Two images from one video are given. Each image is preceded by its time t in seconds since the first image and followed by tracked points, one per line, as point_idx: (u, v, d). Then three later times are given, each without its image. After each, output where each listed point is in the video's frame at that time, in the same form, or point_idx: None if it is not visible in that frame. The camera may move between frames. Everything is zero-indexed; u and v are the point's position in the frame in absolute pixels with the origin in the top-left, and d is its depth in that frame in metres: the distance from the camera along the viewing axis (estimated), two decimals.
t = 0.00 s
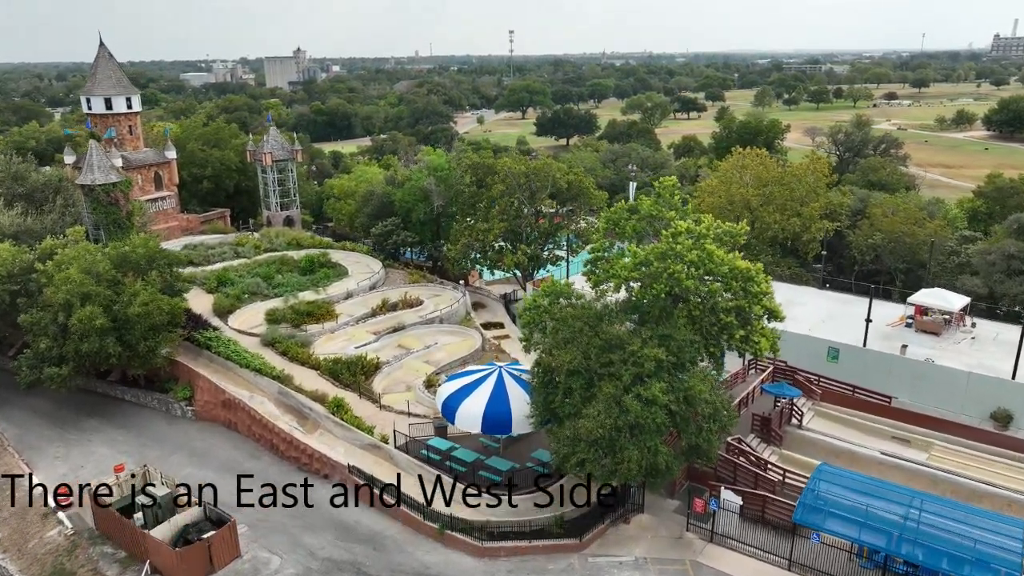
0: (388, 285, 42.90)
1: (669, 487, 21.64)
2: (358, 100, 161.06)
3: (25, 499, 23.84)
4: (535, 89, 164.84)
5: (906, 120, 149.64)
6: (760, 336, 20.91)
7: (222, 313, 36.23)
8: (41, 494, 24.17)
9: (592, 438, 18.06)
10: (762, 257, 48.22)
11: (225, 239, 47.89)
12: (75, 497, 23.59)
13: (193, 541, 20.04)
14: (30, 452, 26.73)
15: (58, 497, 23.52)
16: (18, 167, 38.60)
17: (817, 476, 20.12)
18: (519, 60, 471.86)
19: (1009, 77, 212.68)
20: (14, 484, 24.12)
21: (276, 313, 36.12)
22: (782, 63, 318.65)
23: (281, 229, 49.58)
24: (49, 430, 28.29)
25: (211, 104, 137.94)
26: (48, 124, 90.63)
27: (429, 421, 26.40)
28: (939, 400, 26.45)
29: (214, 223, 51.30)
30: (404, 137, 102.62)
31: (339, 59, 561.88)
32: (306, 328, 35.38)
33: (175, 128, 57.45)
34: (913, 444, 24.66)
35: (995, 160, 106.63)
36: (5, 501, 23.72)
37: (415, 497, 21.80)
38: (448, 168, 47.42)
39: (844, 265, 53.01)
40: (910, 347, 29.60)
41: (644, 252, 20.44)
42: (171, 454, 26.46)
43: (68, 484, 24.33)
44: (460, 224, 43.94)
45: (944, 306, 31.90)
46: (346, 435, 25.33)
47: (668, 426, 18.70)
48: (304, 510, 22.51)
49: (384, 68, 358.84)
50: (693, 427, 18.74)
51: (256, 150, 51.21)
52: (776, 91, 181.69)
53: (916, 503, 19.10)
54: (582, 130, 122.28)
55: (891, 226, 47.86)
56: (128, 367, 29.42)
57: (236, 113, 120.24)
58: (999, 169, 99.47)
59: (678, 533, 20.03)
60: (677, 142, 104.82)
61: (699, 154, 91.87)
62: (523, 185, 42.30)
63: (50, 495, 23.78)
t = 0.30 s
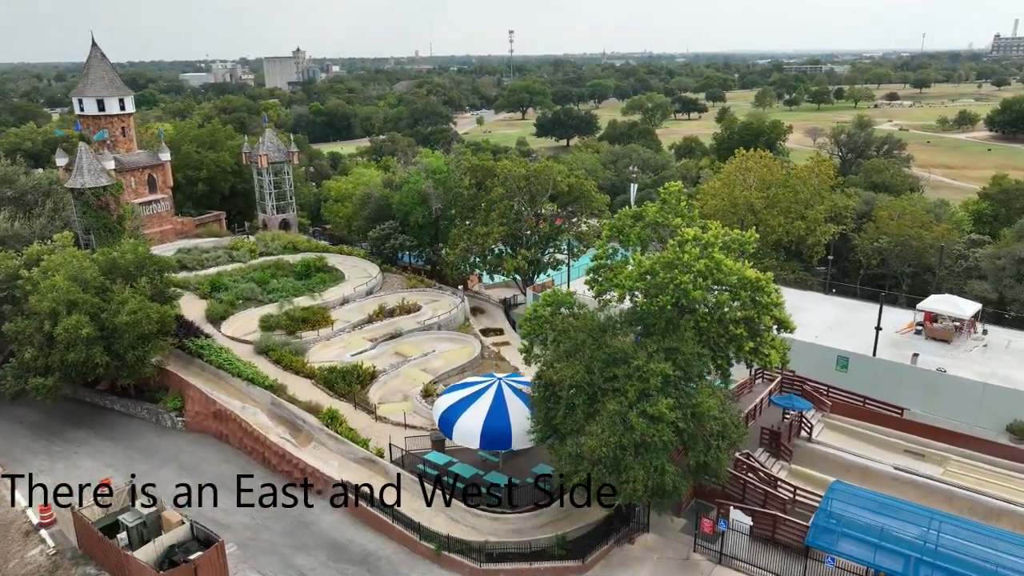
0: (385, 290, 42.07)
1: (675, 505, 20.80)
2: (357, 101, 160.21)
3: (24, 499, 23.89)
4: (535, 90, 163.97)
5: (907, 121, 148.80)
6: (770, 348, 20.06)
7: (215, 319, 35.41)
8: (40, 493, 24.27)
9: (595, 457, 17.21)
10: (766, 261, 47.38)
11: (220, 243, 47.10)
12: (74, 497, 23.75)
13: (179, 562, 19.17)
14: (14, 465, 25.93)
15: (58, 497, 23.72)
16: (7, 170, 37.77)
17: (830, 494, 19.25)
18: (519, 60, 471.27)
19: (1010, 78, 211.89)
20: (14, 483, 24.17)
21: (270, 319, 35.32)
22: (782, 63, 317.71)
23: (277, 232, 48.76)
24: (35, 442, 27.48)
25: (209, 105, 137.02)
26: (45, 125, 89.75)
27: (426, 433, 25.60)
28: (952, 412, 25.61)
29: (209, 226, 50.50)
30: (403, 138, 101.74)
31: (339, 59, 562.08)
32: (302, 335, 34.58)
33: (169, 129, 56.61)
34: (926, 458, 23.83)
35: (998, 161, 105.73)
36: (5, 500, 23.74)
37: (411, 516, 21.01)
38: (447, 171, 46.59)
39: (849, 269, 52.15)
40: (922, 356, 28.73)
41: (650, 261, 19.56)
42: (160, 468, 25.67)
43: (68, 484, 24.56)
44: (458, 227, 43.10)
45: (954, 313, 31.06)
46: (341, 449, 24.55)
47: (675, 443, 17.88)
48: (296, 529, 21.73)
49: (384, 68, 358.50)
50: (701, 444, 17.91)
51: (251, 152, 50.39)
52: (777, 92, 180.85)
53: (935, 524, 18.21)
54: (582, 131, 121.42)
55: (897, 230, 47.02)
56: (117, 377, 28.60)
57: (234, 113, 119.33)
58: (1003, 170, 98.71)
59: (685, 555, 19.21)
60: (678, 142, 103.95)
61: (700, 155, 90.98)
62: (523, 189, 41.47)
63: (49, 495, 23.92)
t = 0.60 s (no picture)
0: (382, 295, 41.16)
1: (682, 526, 19.91)
2: (357, 101, 159.31)
3: (24, 499, 23.90)
4: (535, 90, 163.11)
5: (908, 121, 147.88)
6: (781, 361, 19.16)
7: (207, 326, 34.55)
8: (40, 494, 24.26)
9: (599, 478, 16.35)
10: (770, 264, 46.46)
11: (214, 246, 46.25)
12: (75, 497, 23.82)
13: None
14: None
15: (58, 497, 23.78)
16: None
17: (845, 513, 18.29)
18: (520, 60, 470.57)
19: (1012, 78, 210.94)
20: (14, 485, 24.17)
21: (264, 325, 34.46)
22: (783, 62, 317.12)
23: (272, 235, 47.85)
24: (18, 453, 26.66)
25: (208, 105, 136.24)
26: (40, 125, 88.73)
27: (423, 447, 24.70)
28: (966, 424, 24.74)
29: (203, 229, 49.67)
30: (402, 138, 100.79)
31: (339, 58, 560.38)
32: (296, 342, 33.70)
33: (164, 130, 55.68)
34: (941, 472, 22.99)
35: (1001, 162, 104.75)
36: (5, 501, 23.77)
37: (406, 536, 20.15)
38: (445, 173, 45.69)
39: (855, 272, 51.20)
40: (934, 365, 27.84)
41: (655, 271, 18.67)
42: (147, 482, 24.82)
43: (68, 484, 24.55)
44: (457, 231, 42.21)
45: (967, 320, 30.14)
46: (334, 463, 23.70)
47: (683, 463, 16.98)
48: (286, 548, 20.89)
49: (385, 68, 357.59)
50: (710, 464, 17.03)
51: (246, 153, 49.54)
52: (778, 92, 180.00)
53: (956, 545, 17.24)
54: (582, 132, 120.44)
55: (904, 233, 46.09)
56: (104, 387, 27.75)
57: (232, 113, 118.43)
58: (1007, 171, 97.96)
59: None
60: (679, 143, 102.98)
61: (702, 156, 90.06)
62: (523, 191, 40.58)
63: (49, 495, 23.94)
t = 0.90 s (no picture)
0: (378, 301, 40.19)
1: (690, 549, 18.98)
2: (357, 101, 158.34)
3: (25, 499, 23.96)
4: (535, 90, 162.17)
5: (910, 121, 146.99)
6: (794, 377, 18.24)
7: (198, 334, 33.64)
8: (41, 493, 24.33)
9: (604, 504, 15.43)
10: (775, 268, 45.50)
11: (208, 250, 45.36)
12: (75, 497, 23.93)
13: None
14: None
15: (58, 497, 23.87)
16: None
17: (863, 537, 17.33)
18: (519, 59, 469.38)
19: (1013, 78, 210.05)
20: (14, 484, 24.25)
21: (256, 333, 33.53)
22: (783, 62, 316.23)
23: (267, 238, 46.91)
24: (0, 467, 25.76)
25: (206, 105, 135.36)
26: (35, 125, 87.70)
27: (420, 463, 23.73)
28: (984, 438, 23.80)
29: (197, 232, 48.79)
30: (400, 139, 99.84)
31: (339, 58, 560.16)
32: (289, 350, 32.76)
33: (157, 131, 54.69)
34: (959, 491, 22.09)
35: (1004, 163, 103.84)
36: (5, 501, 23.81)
37: (400, 559, 19.27)
38: (443, 176, 44.76)
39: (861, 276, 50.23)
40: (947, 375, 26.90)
41: (662, 282, 17.74)
42: (133, 498, 23.94)
43: (68, 484, 24.62)
44: (455, 235, 41.29)
45: (979, 327, 29.16)
46: (326, 479, 22.83)
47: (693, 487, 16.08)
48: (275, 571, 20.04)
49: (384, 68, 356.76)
50: (721, 487, 16.13)
51: (241, 155, 48.60)
52: (779, 92, 179.17)
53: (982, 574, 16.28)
54: (582, 132, 119.46)
55: (911, 236, 45.14)
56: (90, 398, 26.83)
57: (230, 113, 117.47)
58: (1011, 172, 97.09)
59: None
60: (680, 144, 102.08)
61: (703, 157, 89.13)
62: (523, 195, 39.64)
63: (49, 495, 24.00)
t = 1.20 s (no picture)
0: (375, 307, 39.22)
1: None
2: (356, 101, 157.49)
3: (24, 499, 24.10)
4: (535, 90, 161.16)
5: (911, 122, 146.04)
6: (808, 395, 17.26)
7: (189, 342, 32.69)
8: (40, 493, 24.48)
9: (609, 535, 14.48)
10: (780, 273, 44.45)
11: (201, 254, 44.42)
12: (75, 497, 24.16)
13: None
14: None
15: (58, 497, 24.05)
16: None
17: (883, 567, 16.39)
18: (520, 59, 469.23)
19: (1014, 78, 209.13)
20: (14, 485, 24.41)
21: (248, 341, 32.56)
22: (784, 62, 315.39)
23: (262, 242, 45.94)
24: None
25: (205, 105, 134.55)
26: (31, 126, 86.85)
27: (415, 481, 22.75)
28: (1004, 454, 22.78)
29: (191, 236, 47.84)
30: (399, 140, 98.91)
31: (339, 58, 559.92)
32: (282, 359, 31.80)
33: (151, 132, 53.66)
34: (980, 511, 21.15)
35: (1008, 164, 102.78)
36: (5, 501, 23.89)
37: None
38: (441, 179, 43.74)
39: (868, 281, 49.17)
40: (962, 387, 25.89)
41: (670, 296, 16.72)
42: (116, 518, 23.04)
43: (68, 484, 24.81)
44: (453, 240, 40.31)
45: (994, 337, 28.07)
46: (318, 498, 21.93)
47: (704, 514, 15.17)
48: None
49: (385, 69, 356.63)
50: (733, 514, 15.27)
51: (235, 157, 47.60)
52: (780, 92, 178.45)
53: None
54: (583, 133, 118.45)
55: (920, 240, 44.08)
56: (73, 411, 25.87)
57: (229, 114, 116.65)
58: (1014, 174, 96.02)
59: None
60: (681, 145, 101.09)
61: (705, 158, 88.05)
62: (522, 199, 38.62)
63: (49, 495, 24.17)
